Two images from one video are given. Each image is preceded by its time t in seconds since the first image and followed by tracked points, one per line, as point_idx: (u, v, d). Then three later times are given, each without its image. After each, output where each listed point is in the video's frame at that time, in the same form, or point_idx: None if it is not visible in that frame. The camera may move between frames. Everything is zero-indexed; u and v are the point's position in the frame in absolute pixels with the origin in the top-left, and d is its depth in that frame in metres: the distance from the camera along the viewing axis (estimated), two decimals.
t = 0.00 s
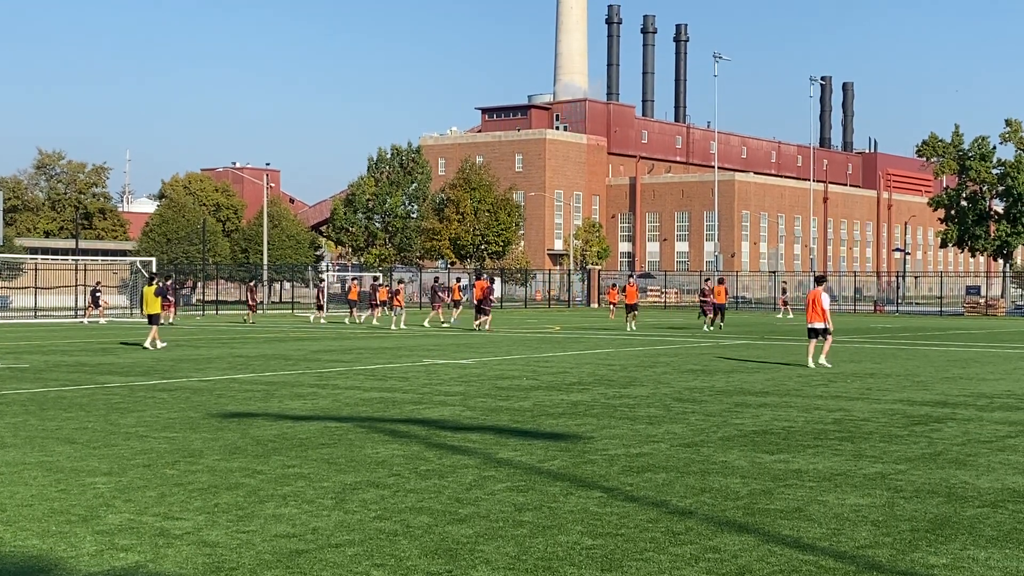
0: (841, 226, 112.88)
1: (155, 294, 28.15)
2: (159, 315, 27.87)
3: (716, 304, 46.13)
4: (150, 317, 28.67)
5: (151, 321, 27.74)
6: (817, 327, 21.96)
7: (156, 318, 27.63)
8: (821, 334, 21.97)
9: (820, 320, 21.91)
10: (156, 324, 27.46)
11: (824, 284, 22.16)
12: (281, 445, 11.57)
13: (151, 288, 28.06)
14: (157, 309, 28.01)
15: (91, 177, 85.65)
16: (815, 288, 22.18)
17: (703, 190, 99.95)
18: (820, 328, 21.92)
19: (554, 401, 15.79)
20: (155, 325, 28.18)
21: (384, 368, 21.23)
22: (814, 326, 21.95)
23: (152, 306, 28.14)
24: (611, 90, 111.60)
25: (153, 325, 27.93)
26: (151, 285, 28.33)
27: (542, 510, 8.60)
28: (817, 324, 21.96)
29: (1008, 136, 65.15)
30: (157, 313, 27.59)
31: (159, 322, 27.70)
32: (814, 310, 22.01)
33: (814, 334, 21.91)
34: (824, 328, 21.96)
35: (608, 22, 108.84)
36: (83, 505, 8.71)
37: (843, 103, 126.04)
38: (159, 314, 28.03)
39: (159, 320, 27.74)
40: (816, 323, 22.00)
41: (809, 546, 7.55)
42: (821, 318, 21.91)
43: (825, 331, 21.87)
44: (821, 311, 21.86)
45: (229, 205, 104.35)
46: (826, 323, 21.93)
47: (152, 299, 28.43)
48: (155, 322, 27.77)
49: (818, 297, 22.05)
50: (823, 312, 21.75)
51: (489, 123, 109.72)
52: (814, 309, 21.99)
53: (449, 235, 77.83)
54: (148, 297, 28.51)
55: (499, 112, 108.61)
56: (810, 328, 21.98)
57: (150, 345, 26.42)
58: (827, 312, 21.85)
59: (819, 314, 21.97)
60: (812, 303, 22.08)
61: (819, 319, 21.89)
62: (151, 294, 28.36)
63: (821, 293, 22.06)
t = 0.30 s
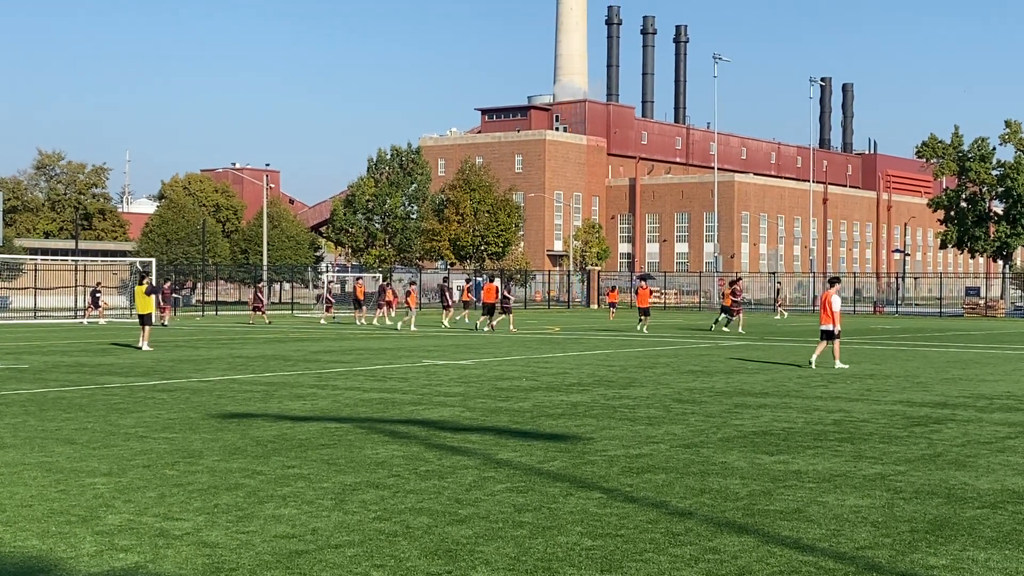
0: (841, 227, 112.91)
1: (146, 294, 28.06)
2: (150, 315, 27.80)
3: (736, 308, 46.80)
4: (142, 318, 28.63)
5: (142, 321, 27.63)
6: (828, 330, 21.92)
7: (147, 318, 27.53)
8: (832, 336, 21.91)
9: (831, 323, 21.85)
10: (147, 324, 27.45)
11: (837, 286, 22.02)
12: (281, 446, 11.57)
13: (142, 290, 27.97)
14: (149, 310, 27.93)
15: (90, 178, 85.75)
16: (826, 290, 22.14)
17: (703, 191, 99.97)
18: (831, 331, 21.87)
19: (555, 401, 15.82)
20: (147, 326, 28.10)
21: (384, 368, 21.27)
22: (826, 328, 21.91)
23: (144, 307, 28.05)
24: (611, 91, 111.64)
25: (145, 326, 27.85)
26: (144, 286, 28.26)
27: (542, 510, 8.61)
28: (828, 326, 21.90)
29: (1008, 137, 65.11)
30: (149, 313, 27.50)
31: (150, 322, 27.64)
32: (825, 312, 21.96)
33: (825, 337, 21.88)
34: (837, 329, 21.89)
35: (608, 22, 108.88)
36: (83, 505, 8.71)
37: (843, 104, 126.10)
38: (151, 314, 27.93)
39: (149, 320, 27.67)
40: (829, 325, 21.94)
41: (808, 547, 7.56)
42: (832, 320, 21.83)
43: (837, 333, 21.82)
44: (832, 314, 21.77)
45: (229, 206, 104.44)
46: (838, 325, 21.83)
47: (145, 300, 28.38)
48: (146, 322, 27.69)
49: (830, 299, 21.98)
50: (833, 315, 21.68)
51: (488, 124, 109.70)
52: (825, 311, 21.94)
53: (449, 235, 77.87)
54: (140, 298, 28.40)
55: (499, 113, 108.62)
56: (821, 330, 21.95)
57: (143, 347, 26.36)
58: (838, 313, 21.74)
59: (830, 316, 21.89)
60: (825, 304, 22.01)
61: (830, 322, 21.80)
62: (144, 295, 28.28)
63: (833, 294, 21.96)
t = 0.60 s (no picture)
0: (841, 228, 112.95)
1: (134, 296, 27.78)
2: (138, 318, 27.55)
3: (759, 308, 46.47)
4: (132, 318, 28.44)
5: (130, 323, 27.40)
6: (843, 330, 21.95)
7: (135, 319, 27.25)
8: (848, 336, 21.96)
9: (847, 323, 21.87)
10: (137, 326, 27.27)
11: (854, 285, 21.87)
12: (280, 446, 11.58)
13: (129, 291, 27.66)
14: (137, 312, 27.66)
15: (90, 178, 85.69)
16: (844, 287, 22.02)
17: (703, 191, 99.99)
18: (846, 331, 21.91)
19: (554, 401, 15.87)
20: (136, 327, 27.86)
21: (383, 369, 21.32)
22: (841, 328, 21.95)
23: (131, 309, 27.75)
24: (611, 91, 111.66)
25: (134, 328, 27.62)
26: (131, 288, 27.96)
27: (543, 510, 8.62)
28: (844, 325, 21.92)
29: (1007, 138, 65.13)
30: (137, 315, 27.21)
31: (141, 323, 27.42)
32: (842, 311, 21.95)
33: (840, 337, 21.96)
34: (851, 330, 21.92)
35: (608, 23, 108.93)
36: (83, 505, 8.72)
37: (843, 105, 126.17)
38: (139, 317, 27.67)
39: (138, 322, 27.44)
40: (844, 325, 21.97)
41: (807, 547, 7.57)
42: (847, 321, 21.84)
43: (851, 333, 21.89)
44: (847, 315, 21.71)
45: (229, 206, 104.43)
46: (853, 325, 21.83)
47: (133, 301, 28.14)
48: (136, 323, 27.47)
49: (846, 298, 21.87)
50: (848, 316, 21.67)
51: (488, 124, 109.67)
52: (842, 311, 21.90)
53: (448, 236, 77.85)
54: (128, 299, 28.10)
55: (499, 113, 108.59)
56: (836, 330, 21.99)
57: (141, 347, 26.50)
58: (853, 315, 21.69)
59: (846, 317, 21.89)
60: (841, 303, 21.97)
61: (845, 322, 21.83)
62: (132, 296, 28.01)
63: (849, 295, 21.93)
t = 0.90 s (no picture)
0: (841, 228, 112.98)
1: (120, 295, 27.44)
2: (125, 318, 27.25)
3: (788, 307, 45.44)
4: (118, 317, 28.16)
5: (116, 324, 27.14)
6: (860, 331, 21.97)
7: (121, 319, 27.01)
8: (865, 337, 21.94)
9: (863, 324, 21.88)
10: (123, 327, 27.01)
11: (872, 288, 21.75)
12: (280, 446, 11.58)
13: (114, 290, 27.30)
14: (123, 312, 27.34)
15: (89, 178, 85.61)
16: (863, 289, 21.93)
17: (702, 192, 99.99)
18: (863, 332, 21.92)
19: (553, 401, 15.88)
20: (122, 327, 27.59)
21: (383, 369, 21.33)
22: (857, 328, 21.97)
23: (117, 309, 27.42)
24: (610, 91, 111.67)
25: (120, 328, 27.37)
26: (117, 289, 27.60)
27: (541, 511, 8.62)
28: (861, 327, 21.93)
29: (1007, 138, 65.16)
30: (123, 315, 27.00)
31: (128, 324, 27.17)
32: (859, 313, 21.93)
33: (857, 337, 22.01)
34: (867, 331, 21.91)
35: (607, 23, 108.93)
36: (82, 505, 8.72)
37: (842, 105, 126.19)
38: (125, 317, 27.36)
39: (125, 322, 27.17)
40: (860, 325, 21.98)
41: (807, 547, 7.56)
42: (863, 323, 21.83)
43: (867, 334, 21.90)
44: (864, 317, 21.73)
45: (228, 206, 104.43)
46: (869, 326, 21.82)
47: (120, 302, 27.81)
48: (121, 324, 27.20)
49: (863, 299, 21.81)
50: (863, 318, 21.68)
51: (488, 124, 109.66)
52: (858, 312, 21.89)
53: (447, 236, 77.85)
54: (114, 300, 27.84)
55: (499, 113, 108.57)
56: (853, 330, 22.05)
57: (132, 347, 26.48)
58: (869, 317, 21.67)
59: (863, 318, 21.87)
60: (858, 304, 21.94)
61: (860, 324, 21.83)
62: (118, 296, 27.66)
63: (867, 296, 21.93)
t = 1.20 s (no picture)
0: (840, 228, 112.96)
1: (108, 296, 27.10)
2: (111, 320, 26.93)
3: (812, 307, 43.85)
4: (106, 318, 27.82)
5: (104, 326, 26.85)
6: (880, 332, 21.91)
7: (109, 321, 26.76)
8: (886, 337, 21.88)
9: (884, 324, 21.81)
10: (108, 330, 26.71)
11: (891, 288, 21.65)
12: (280, 446, 11.58)
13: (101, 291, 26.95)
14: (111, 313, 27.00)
15: (89, 178, 85.54)
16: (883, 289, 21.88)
17: (702, 192, 99.96)
18: (884, 332, 21.85)
19: (553, 401, 15.87)
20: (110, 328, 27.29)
21: (382, 368, 21.31)
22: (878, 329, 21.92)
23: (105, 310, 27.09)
24: (610, 91, 111.65)
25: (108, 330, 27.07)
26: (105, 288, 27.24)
27: (541, 510, 8.61)
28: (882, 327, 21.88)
29: (1007, 138, 65.12)
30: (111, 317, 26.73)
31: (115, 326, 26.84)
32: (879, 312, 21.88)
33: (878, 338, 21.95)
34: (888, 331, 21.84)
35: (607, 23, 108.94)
36: (82, 505, 8.72)
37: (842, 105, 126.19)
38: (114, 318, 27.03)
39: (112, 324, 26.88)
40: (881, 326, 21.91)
41: (807, 547, 7.56)
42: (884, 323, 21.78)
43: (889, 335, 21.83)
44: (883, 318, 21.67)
45: (228, 206, 104.45)
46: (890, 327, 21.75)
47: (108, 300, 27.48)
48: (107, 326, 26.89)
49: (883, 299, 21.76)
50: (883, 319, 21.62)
51: (488, 124, 109.66)
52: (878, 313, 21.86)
53: (446, 236, 77.79)
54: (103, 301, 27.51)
55: (499, 113, 108.55)
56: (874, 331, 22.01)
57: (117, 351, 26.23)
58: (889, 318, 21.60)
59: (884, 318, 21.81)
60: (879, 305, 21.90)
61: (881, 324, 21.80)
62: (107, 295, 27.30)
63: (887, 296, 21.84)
